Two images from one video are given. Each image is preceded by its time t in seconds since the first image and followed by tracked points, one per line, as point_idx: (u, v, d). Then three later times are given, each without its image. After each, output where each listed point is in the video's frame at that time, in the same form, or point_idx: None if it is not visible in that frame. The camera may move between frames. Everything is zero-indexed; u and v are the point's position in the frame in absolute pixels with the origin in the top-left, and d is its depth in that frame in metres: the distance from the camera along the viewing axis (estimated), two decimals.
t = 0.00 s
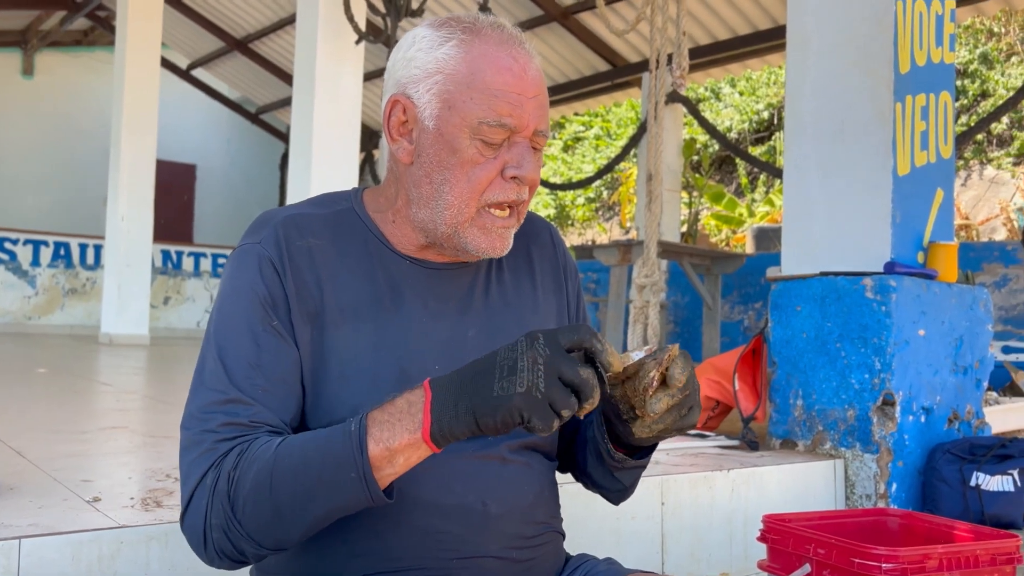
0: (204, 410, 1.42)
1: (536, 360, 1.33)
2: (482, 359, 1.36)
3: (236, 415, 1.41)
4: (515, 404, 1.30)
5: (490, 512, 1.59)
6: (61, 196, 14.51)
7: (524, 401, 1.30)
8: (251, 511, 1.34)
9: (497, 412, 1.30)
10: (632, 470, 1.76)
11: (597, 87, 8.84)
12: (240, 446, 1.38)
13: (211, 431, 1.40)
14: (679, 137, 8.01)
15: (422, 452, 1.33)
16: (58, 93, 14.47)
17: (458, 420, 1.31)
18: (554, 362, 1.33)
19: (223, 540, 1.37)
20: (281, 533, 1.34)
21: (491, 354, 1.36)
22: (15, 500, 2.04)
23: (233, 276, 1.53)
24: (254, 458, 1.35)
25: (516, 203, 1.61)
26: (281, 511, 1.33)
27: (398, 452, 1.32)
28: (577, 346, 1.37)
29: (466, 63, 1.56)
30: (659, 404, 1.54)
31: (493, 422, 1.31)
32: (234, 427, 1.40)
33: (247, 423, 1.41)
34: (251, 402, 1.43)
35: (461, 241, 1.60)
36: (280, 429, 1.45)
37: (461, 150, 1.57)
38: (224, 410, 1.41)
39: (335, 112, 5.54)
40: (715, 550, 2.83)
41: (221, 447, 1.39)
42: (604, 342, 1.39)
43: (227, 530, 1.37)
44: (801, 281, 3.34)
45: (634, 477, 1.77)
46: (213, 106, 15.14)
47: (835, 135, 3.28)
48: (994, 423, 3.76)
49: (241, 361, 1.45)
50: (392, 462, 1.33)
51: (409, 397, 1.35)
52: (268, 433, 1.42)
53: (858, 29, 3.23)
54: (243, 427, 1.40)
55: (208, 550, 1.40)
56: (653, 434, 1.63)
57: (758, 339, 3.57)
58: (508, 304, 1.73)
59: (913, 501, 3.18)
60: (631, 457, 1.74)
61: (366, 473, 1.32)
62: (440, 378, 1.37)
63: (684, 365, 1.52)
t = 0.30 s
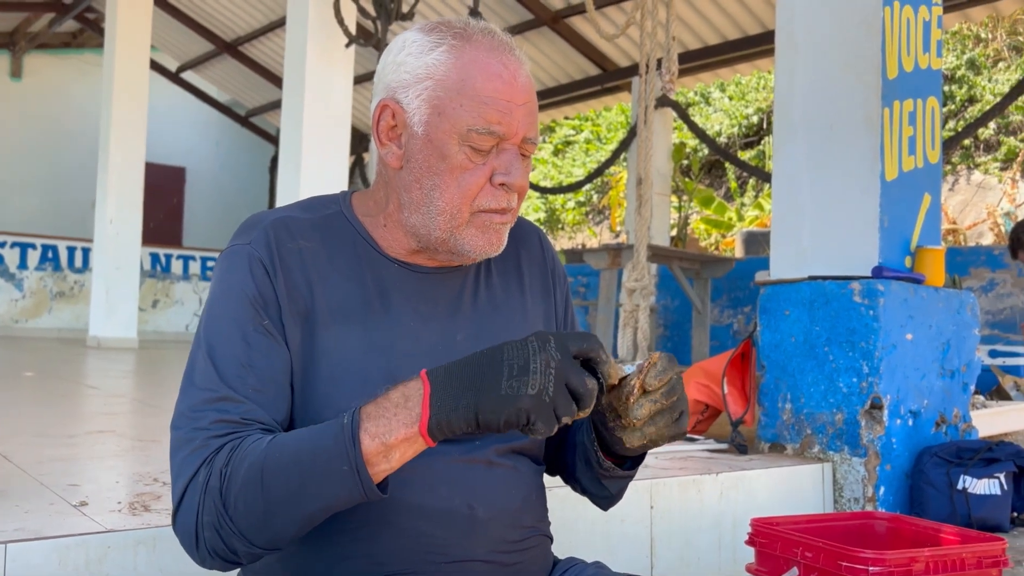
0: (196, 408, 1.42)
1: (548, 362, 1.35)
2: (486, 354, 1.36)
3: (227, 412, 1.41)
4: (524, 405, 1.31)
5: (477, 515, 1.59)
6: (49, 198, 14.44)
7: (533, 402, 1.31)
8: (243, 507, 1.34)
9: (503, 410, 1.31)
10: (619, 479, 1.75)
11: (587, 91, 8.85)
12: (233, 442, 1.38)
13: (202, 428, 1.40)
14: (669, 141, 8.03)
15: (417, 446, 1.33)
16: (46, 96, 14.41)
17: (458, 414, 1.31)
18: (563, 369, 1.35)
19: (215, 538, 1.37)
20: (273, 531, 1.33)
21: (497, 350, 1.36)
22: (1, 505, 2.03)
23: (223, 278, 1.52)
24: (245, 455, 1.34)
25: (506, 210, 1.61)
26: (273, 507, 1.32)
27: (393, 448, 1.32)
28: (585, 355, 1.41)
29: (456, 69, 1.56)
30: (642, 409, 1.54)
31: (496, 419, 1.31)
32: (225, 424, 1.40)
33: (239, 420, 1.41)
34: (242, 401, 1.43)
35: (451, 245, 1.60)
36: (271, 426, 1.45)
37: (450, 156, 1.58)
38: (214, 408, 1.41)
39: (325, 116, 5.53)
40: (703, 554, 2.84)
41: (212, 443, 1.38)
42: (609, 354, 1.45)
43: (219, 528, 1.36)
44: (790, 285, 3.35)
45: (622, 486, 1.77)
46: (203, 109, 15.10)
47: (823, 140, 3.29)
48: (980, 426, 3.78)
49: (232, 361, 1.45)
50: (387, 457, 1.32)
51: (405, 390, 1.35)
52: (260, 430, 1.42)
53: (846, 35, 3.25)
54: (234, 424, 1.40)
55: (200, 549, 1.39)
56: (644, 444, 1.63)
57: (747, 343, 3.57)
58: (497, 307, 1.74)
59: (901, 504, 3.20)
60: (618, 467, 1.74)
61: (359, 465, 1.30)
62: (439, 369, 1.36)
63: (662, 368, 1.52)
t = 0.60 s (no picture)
0: (196, 419, 1.41)
1: (533, 373, 1.34)
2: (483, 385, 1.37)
3: (228, 424, 1.41)
4: (511, 416, 1.30)
5: (467, 519, 1.59)
6: (36, 200, 14.37)
7: (520, 412, 1.30)
8: (245, 525, 1.34)
9: (494, 427, 1.30)
10: (602, 488, 1.74)
11: (577, 95, 8.86)
12: (236, 459, 1.38)
13: (203, 441, 1.40)
14: (658, 145, 8.05)
15: (420, 474, 1.33)
16: (33, 97, 14.34)
17: (456, 440, 1.32)
18: (550, 380, 1.33)
19: (215, 553, 1.37)
20: (273, 548, 1.34)
21: (492, 379, 1.37)
22: None
23: (215, 284, 1.52)
24: (250, 474, 1.35)
25: (498, 213, 1.61)
26: (276, 526, 1.33)
27: (395, 473, 1.32)
28: (576, 368, 1.36)
29: (447, 74, 1.56)
30: (635, 425, 1.55)
31: (491, 437, 1.31)
32: (228, 437, 1.40)
33: (241, 433, 1.41)
34: (240, 411, 1.43)
35: (444, 249, 1.61)
36: (271, 440, 1.45)
37: (442, 161, 1.58)
38: (215, 419, 1.41)
39: (314, 118, 5.52)
40: (692, 557, 2.85)
41: (217, 458, 1.38)
42: (604, 369, 1.39)
43: (219, 544, 1.37)
44: (778, 289, 3.36)
45: (603, 496, 1.75)
46: (191, 111, 15.05)
47: (811, 145, 3.31)
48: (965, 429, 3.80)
49: (225, 369, 1.44)
50: (389, 481, 1.33)
51: (411, 421, 1.36)
52: (263, 445, 1.42)
53: (834, 39, 3.27)
54: (237, 437, 1.40)
55: (198, 562, 1.40)
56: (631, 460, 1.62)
57: (735, 346, 3.58)
58: (488, 310, 1.74)
59: (888, 507, 3.21)
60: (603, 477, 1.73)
61: (363, 491, 1.31)
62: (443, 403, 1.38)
63: (662, 389, 1.53)
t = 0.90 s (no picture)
0: (176, 413, 1.41)
1: (542, 386, 1.33)
2: (476, 369, 1.36)
3: (206, 417, 1.40)
4: (514, 425, 1.30)
5: (456, 522, 1.59)
6: (23, 201, 14.28)
7: (524, 424, 1.30)
8: (219, 516, 1.33)
9: (493, 430, 1.30)
10: (615, 481, 1.76)
11: (567, 98, 8.88)
12: (210, 450, 1.37)
13: (181, 434, 1.39)
14: (647, 148, 8.08)
15: (398, 458, 1.32)
16: (20, 98, 14.27)
17: (442, 429, 1.31)
18: (556, 395, 1.34)
19: (192, 548, 1.37)
20: (250, 540, 1.33)
21: (487, 365, 1.36)
22: None
23: (200, 282, 1.52)
24: (223, 463, 1.34)
25: (486, 218, 1.62)
26: (252, 516, 1.32)
27: (374, 459, 1.31)
28: (576, 382, 1.39)
29: (435, 77, 1.56)
30: (627, 434, 1.59)
31: (483, 438, 1.30)
32: (205, 430, 1.39)
33: (219, 425, 1.40)
34: (221, 405, 1.42)
35: (431, 252, 1.61)
36: (251, 432, 1.45)
37: (430, 165, 1.58)
38: (195, 413, 1.40)
39: (303, 120, 5.51)
40: (681, 560, 2.85)
41: (191, 450, 1.38)
42: (595, 386, 1.43)
43: (195, 537, 1.36)
44: (766, 292, 3.38)
45: (618, 487, 1.77)
46: (180, 112, 15.00)
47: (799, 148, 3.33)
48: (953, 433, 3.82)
49: (209, 366, 1.44)
50: (368, 469, 1.31)
51: (390, 402, 1.34)
52: (239, 437, 1.41)
53: (822, 43, 3.29)
54: (214, 430, 1.40)
55: (176, 558, 1.40)
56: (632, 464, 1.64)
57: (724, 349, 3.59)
58: (476, 312, 1.74)
59: (876, 509, 3.23)
60: (612, 470, 1.74)
61: (339, 478, 1.30)
62: (428, 377, 1.36)
63: (658, 396, 1.56)
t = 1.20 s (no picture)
0: (170, 421, 1.40)
1: (514, 374, 1.34)
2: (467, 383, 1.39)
3: (202, 427, 1.40)
4: (486, 406, 1.30)
5: (446, 524, 1.59)
6: (10, 201, 14.19)
7: (495, 404, 1.31)
8: (221, 527, 1.33)
9: (468, 416, 1.31)
10: (590, 491, 1.75)
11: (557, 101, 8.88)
12: (213, 461, 1.37)
13: (177, 444, 1.39)
14: (637, 151, 8.09)
15: (397, 473, 1.34)
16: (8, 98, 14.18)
17: (430, 430, 1.32)
18: (529, 380, 1.33)
19: (188, 556, 1.36)
20: (249, 549, 1.34)
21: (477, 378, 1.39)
22: None
23: (189, 287, 1.51)
24: (228, 474, 1.34)
25: (476, 221, 1.62)
26: (253, 526, 1.33)
27: (373, 471, 1.33)
28: (557, 379, 1.37)
29: (426, 81, 1.55)
30: (612, 450, 1.59)
31: (462, 426, 1.31)
32: (202, 440, 1.39)
33: (217, 435, 1.40)
34: (216, 415, 1.42)
35: (422, 255, 1.60)
36: (247, 443, 1.45)
37: (421, 168, 1.57)
38: (189, 422, 1.40)
39: (293, 121, 5.49)
40: (670, 562, 2.86)
41: (192, 461, 1.37)
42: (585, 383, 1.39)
43: (193, 546, 1.35)
44: (756, 295, 3.38)
45: (592, 497, 1.76)
46: (168, 112, 14.93)
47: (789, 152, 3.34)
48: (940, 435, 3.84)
49: (200, 373, 1.43)
50: (367, 480, 1.33)
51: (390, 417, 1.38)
52: (239, 448, 1.41)
53: (811, 47, 3.30)
54: (212, 439, 1.40)
55: (170, 567, 1.38)
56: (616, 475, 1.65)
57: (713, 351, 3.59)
58: (466, 315, 1.74)
59: (864, 511, 3.24)
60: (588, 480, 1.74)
61: (342, 489, 1.32)
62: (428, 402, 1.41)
63: (636, 413, 1.55)
